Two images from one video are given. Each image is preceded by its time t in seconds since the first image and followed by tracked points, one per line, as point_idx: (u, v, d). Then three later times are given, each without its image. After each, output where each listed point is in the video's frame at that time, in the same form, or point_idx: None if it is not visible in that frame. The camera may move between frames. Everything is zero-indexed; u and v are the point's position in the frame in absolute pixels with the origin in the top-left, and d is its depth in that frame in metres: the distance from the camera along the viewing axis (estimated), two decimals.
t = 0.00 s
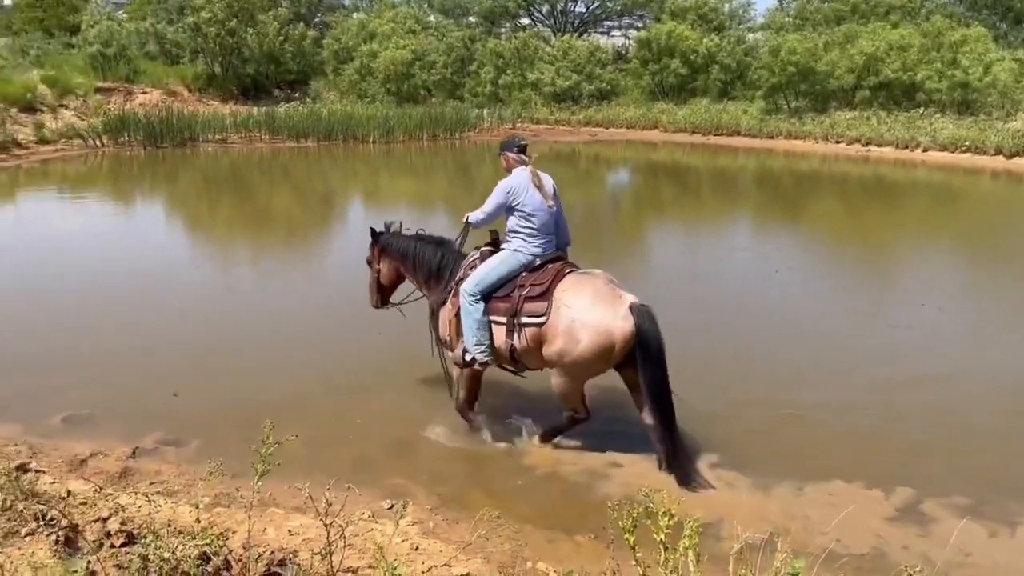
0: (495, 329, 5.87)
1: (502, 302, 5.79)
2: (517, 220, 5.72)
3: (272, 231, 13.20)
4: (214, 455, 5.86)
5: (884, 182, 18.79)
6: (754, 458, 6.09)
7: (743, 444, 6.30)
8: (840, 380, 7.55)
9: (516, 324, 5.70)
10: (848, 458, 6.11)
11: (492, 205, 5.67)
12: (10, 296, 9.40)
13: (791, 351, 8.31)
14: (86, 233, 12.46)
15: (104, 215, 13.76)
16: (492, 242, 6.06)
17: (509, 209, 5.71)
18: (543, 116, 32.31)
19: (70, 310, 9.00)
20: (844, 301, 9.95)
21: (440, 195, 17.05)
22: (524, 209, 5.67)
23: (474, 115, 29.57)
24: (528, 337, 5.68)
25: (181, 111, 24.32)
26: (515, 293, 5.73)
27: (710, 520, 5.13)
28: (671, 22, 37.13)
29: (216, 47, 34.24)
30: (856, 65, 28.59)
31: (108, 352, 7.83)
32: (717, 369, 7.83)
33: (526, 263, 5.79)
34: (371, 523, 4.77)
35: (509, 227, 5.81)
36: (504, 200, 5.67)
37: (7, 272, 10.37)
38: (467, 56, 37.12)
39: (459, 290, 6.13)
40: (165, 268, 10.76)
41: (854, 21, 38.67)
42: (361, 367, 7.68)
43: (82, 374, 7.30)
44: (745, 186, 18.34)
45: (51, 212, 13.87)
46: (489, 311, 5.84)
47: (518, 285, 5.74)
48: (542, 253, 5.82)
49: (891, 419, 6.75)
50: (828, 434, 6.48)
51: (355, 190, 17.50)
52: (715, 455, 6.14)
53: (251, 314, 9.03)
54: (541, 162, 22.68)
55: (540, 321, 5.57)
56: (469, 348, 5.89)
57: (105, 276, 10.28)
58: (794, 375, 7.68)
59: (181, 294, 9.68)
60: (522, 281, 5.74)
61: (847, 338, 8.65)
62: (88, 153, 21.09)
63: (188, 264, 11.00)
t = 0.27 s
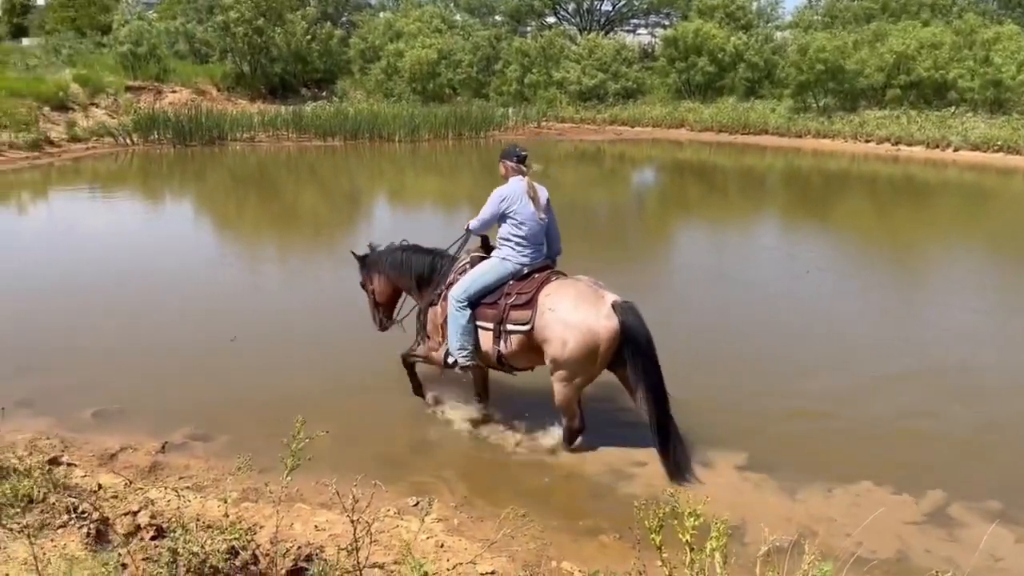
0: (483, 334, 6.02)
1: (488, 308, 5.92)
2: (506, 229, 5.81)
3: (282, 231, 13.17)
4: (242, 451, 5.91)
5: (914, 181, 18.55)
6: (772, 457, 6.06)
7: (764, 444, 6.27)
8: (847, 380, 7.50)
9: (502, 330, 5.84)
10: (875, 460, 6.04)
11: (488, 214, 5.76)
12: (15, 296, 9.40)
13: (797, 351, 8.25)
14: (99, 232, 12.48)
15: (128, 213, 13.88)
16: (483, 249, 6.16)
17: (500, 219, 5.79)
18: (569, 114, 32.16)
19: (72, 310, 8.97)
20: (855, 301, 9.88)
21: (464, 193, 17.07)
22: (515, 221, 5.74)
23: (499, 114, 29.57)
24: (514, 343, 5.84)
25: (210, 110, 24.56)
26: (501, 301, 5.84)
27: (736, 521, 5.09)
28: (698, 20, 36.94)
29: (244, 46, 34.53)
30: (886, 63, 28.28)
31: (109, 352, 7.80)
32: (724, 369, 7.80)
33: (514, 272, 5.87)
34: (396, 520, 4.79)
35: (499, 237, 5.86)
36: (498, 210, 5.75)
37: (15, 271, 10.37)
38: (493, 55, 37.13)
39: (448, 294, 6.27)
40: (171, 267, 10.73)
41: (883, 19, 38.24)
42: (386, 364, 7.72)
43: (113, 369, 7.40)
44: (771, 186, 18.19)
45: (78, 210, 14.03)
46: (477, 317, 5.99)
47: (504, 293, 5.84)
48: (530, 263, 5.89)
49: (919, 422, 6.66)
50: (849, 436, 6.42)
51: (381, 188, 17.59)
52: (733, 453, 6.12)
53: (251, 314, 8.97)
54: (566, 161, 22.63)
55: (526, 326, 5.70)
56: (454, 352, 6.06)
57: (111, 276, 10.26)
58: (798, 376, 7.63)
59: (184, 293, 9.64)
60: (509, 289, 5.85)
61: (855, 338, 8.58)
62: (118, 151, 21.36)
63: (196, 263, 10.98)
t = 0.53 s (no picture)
0: (473, 327, 6.03)
1: (477, 299, 5.95)
2: (491, 219, 5.87)
3: (291, 230, 13.15)
4: (266, 448, 5.95)
5: (943, 182, 18.30)
6: (788, 459, 6.03)
7: (782, 446, 6.23)
8: (848, 380, 7.50)
9: (491, 321, 5.86)
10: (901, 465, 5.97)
11: (474, 206, 5.86)
12: (22, 295, 9.43)
13: (798, 351, 8.22)
14: (113, 231, 12.53)
15: (148, 212, 13.98)
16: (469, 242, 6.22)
17: (486, 208, 5.86)
18: (593, 114, 32.03)
19: (90, 308, 9.04)
20: (860, 300, 9.85)
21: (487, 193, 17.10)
22: (500, 210, 5.82)
23: (524, 113, 29.56)
24: (503, 333, 5.86)
25: (237, 109, 24.77)
26: (489, 291, 5.87)
27: (760, 525, 5.06)
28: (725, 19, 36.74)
29: (271, 46, 34.75)
30: (916, 63, 27.96)
31: (108, 352, 7.78)
32: (724, 369, 7.79)
33: (499, 261, 5.91)
34: (418, 519, 4.81)
35: (484, 226, 5.92)
36: (484, 200, 5.84)
37: (25, 270, 10.42)
38: (517, 54, 37.09)
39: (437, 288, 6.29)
40: (179, 267, 10.74)
41: (913, 17, 37.79)
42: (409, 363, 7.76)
43: (141, 366, 7.48)
44: (798, 185, 18.04)
45: (103, 209, 14.17)
46: (466, 309, 6.01)
47: (491, 283, 5.88)
48: (516, 251, 5.94)
49: (945, 425, 6.58)
50: (870, 438, 6.36)
51: (405, 187, 17.67)
52: (748, 454, 6.09)
53: (250, 315, 8.92)
54: (590, 160, 22.59)
55: (515, 315, 5.72)
56: (448, 346, 6.08)
57: (119, 275, 10.27)
58: (797, 376, 7.62)
59: (188, 293, 9.63)
60: (496, 279, 5.88)
61: (858, 338, 8.56)
62: (146, 150, 21.59)
63: (205, 262, 10.98)
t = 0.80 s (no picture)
0: (464, 324, 6.20)
1: (467, 297, 6.13)
2: (478, 216, 6.07)
3: (313, 228, 13.22)
4: (292, 445, 5.99)
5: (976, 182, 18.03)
6: (805, 459, 6.02)
7: (803, 447, 6.21)
8: (852, 379, 7.48)
9: (482, 317, 6.03)
10: (930, 468, 5.89)
11: (464, 202, 6.10)
12: (47, 290, 9.56)
13: (800, 350, 8.23)
14: (139, 228, 12.69)
15: (175, 209, 14.13)
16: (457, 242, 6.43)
17: (473, 205, 6.08)
18: (620, 112, 31.83)
19: (118, 304, 9.14)
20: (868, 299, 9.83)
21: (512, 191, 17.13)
22: (485, 206, 6.02)
23: (550, 112, 29.51)
24: (495, 329, 6.01)
25: (265, 108, 24.97)
26: (479, 288, 6.05)
27: (786, 528, 5.02)
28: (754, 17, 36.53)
29: (299, 45, 35.01)
30: (948, 62, 27.56)
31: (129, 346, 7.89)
32: (726, 368, 7.79)
33: (487, 258, 6.11)
34: (442, 517, 4.82)
35: (471, 224, 6.12)
36: (470, 197, 6.06)
37: (52, 266, 10.57)
38: (544, 52, 37.10)
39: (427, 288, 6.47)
40: (201, 264, 10.84)
41: (947, 15, 37.26)
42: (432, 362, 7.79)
43: (170, 362, 7.56)
44: (827, 185, 17.87)
45: (133, 205, 14.36)
46: (457, 307, 6.18)
47: (481, 280, 6.06)
48: (503, 248, 6.13)
49: (975, 429, 6.50)
50: (894, 440, 6.31)
51: (430, 185, 17.73)
52: (763, 454, 6.09)
53: (269, 312, 8.98)
54: (617, 159, 22.51)
55: (504, 311, 5.88)
56: (441, 345, 6.26)
57: (143, 272, 10.40)
58: (799, 374, 7.62)
59: (209, 290, 9.73)
60: (485, 276, 6.06)
61: (872, 337, 8.53)
62: (176, 148, 21.85)
63: (228, 260, 11.08)
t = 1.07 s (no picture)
0: (464, 322, 6.26)
1: (465, 296, 6.17)
2: (472, 216, 6.06)
3: (341, 225, 13.31)
4: (322, 440, 6.03)
5: (1015, 182, 17.69)
6: (828, 459, 5.97)
7: (832, 448, 6.15)
8: (860, 377, 7.47)
9: (480, 317, 6.06)
10: (966, 472, 5.79)
11: (454, 205, 6.15)
12: (80, 285, 9.72)
13: (807, 348, 8.21)
14: (172, 224, 12.85)
15: (208, 206, 14.28)
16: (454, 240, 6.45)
17: (465, 205, 6.11)
18: (650, 110, 31.58)
19: (153, 299, 9.26)
20: (879, 296, 9.78)
21: (541, 189, 17.10)
22: (480, 207, 6.01)
23: (580, 110, 29.42)
24: (493, 329, 6.04)
25: (297, 106, 25.17)
26: (476, 288, 6.08)
27: (818, 532, 4.96)
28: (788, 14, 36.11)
29: (331, 43, 35.27)
30: (987, 59, 27.08)
31: (158, 341, 7.98)
32: (731, 366, 7.78)
33: (485, 258, 6.10)
34: (472, 514, 4.82)
35: (466, 225, 6.12)
36: (462, 198, 6.10)
37: (86, 262, 10.75)
38: (574, 50, 37.02)
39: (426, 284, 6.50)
40: (230, 260, 10.95)
41: (986, 11, 36.60)
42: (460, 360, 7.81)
43: (203, 357, 7.65)
44: (861, 184, 17.65)
45: (167, 202, 14.54)
46: (456, 306, 6.23)
47: (478, 280, 6.09)
48: (500, 248, 6.12)
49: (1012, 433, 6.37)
50: (925, 443, 6.22)
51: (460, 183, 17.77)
52: (787, 454, 6.04)
53: (294, 309, 9.04)
54: (647, 157, 22.40)
55: (502, 312, 5.90)
56: (440, 342, 6.36)
57: (173, 268, 10.53)
58: (805, 372, 7.60)
59: (236, 286, 9.83)
60: (483, 276, 6.09)
61: (904, 338, 8.41)
62: (210, 145, 22.11)
63: (257, 256, 11.17)
